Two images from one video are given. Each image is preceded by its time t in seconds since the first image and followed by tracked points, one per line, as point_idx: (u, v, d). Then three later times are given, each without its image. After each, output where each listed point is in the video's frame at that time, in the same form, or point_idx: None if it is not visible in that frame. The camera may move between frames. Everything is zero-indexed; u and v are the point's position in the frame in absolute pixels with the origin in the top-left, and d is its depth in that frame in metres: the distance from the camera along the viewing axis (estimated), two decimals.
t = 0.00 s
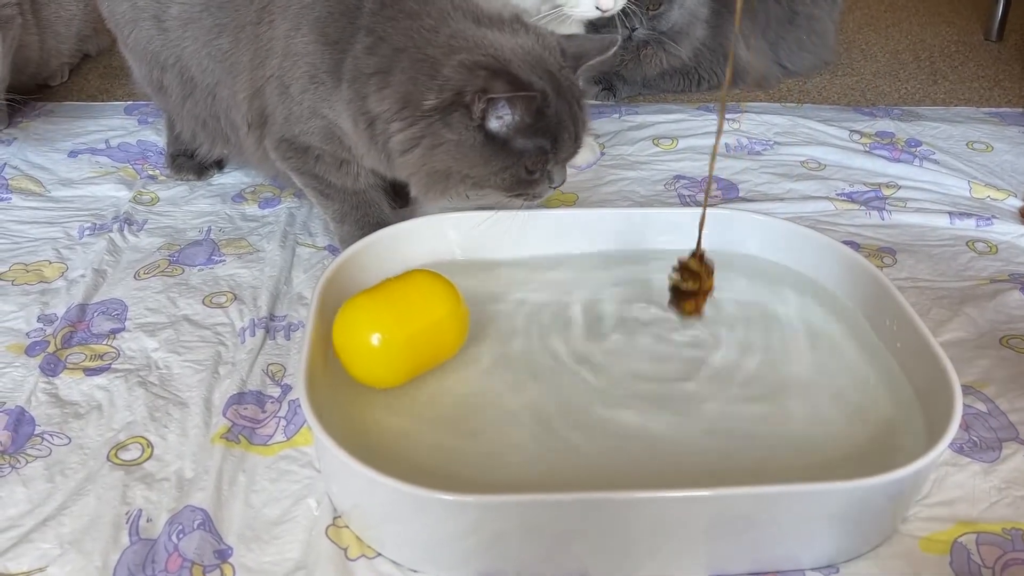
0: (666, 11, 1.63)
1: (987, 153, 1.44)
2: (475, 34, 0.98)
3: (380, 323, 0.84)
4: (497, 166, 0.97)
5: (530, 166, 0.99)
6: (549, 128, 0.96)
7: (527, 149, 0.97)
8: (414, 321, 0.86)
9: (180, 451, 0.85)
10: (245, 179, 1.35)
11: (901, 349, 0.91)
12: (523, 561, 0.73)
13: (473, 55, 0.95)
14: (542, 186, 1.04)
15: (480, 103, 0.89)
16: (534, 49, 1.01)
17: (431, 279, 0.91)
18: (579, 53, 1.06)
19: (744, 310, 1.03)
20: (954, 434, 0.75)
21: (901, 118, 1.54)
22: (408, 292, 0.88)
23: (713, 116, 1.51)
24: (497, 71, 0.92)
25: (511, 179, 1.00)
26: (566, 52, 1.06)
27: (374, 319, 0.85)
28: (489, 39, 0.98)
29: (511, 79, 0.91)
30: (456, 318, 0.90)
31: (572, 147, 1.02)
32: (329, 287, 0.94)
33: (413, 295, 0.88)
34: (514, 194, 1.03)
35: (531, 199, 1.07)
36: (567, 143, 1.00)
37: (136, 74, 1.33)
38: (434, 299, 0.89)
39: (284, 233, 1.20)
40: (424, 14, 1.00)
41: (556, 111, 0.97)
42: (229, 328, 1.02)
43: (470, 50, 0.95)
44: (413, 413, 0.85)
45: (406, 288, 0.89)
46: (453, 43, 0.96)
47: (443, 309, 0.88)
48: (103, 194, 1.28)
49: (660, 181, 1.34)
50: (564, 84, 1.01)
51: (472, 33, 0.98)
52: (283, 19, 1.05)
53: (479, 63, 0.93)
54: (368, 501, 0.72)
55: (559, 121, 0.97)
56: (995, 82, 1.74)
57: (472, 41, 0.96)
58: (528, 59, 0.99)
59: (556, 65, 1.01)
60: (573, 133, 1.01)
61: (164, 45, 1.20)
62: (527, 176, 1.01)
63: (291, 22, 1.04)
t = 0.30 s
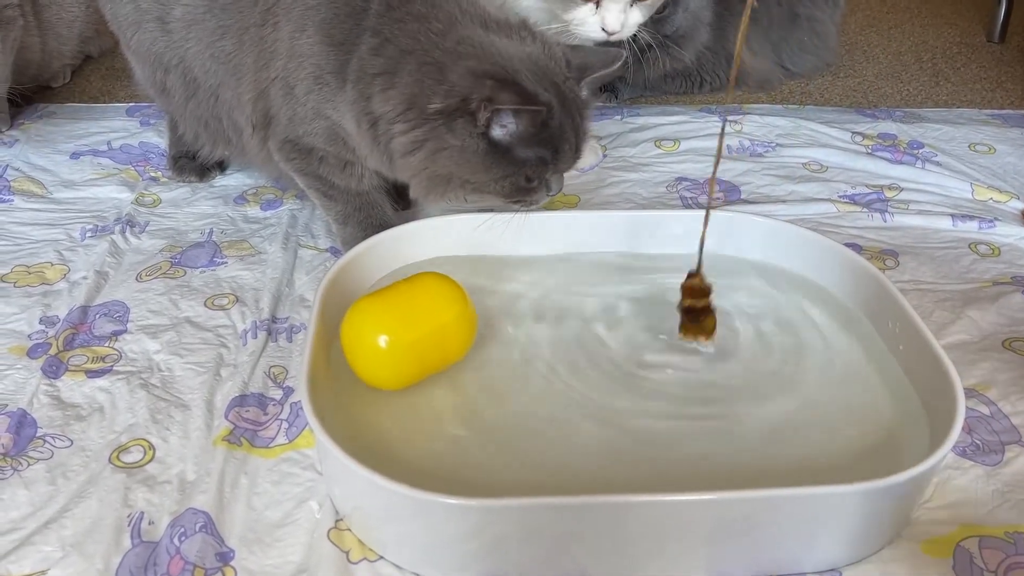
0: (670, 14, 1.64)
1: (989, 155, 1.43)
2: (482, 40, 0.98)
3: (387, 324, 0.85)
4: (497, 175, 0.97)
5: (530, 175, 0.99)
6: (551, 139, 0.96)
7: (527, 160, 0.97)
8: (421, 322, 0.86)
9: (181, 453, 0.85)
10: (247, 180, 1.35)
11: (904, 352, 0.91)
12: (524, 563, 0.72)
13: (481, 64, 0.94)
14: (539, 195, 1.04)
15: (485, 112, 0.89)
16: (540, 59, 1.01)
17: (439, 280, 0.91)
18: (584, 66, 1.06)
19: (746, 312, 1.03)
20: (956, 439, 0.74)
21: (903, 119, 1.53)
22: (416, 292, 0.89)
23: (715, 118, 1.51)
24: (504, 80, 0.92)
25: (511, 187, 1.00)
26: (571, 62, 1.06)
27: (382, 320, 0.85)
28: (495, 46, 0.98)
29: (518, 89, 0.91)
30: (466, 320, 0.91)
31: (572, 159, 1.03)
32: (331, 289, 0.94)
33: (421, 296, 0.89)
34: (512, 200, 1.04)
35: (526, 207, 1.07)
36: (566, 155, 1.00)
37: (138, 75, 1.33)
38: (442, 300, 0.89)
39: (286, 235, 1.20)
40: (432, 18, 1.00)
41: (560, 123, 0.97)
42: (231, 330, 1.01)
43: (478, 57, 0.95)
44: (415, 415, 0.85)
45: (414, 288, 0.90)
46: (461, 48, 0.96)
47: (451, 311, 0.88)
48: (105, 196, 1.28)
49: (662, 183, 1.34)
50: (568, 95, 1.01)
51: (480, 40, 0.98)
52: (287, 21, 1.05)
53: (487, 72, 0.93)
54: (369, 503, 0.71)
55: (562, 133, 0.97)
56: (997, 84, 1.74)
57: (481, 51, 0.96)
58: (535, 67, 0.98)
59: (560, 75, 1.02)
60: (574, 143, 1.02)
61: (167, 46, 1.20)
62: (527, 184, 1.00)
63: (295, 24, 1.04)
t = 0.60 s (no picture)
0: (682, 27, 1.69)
1: (993, 156, 1.43)
2: (512, 50, 0.98)
3: (405, 338, 0.84)
4: (523, 185, 0.99)
5: (544, 186, 1.01)
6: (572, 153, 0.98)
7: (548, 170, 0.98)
8: (439, 336, 0.85)
9: (185, 455, 0.85)
10: (250, 182, 1.35)
11: (908, 355, 0.91)
12: (526, 565, 0.72)
13: (517, 74, 0.95)
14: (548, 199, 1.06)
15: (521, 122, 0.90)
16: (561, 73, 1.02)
17: (460, 295, 0.90)
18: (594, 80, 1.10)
19: (749, 314, 1.03)
20: (960, 443, 0.74)
21: (907, 121, 1.53)
22: (436, 305, 0.88)
23: (718, 119, 1.51)
24: (538, 94, 0.94)
25: (527, 196, 1.02)
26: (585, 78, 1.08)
27: (402, 333, 0.85)
28: (525, 58, 0.98)
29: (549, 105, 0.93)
30: (484, 339, 0.89)
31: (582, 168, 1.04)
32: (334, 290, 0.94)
33: (441, 311, 0.88)
34: (524, 208, 1.05)
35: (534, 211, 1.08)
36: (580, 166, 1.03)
37: (141, 76, 1.33)
38: (461, 315, 0.88)
39: (289, 237, 1.20)
40: (459, 24, 0.99)
41: (581, 138, 0.99)
42: (235, 332, 1.02)
43: (508, 66, 0.95)
44: (418, 417, 0.85)
45: (433, 301, 0.89)
46: (493, 57, 0.96)
47: (470, 326, 0.87)
48: (108, 197, 1.28)
49: (665, 184, 1.34)
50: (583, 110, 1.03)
51: (512, 52, 0.98)
52: (292, 25, 1.05)
53: (523, 83, 0.94)
54: (371, 504, 0.71)
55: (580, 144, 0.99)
56: (1001, 85, 1.74)
57: (515, 61, 0.97)
58: (560, 82, 1.01)
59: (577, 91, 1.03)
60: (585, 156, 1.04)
61: (168, 45, 1.20)
62: (540, 194, 1.04)
63: (300, 29, 1.04)
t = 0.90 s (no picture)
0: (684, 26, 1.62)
1: (997, 155, 1.43)
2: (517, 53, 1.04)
3: (416, 337, 0.84)
4: (534, 182, 1.03)
5: (559, 183, 1.05)
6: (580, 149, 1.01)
7: (559, 166, 1.01)
8: (448, 335, 0.86)
9: (190, 454, 0.85)
10: (253, 181, 1.35)
11: (912, 353, 0.91)
12: (529, 565, 0.72)
13: (518, 75, 1.01)
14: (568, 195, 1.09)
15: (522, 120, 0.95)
16: (567, 71, 1.07)
17: (470, 294, 0.90)
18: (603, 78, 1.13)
19: (753, 313, 1.02)
20: (964, 441, 0.74)
21: (911, 119, 1.53)
22: (448, 304, 0.88)
23: (722, 118, 1.51)
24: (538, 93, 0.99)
25: (544, 195, 1.05)
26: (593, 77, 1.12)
27: (412, 332, 0.85)
28: (530, 60, 1.03)
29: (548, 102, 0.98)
30: (495, 336, 0.89)
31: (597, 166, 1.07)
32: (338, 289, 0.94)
33: (453, 310, 0.88)
34: (546, 209, 1.09)
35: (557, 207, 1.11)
36: (594, 163, 1.05)
37: (143, 75, 1.33)
38: (472, 314, 0.88)
39: (293, 236, 1.20)
40: (469, 30, 1.04)
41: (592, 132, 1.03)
42: (239, 330, 1.02)
43: (510, 69, 1.01)
44: (423, 415, 0.85)
45: (444, 301, 0.89)
46: (497, 60, 1.02)
47: (483, 326, 0.88)
48: (112, 196, 1.28)
49: (669, 183, 1.34)
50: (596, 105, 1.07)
51: (517, 54, 1.03)
52: (300, 27, 1.06)
53: (524, 84, 1.00)
54: (375, 503, 0.72)
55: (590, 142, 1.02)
56: (1005, 84, 1.73)
57: (517, 62, 1.02)
58: (568, 77, 1.06)
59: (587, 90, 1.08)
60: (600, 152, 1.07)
61: (170, 44, 1.20)
62: (556, 192, 1.07)
63: (310, 31, 1.05)
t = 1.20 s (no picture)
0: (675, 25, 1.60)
1: (1002, 152, 1.43)
2: (519, 57, 1.06)
3: (428, 344, 0.83)
4: (535, 184, 1.06)
5: (563, 184, 1.08)
6: (581, 149, 1.05)
7: (561, 168, 1.05)
8: (461, 341, 0.84)
9: (197, 451, 0.86)
10: (259, 181, 1.36)
11: (915, 351, 0.91)
12: (535, 562, 0.73)
13: (519, 80, 1.03)
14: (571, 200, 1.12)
15: (522, 123, 0.99)
16: (569, 74, 1.10)
17: (484, 302, 0.88)
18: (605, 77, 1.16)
19: (756, 310, 1.03)
20: (967, 439, 0.74)
21: (915, 117, 1.53)
22: (458, 313, 0.86)
23: (727, 116, 1.52)
24: (536, 95, 1.02)
25: (548, 195, 1.08)
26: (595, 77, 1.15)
27: (423, 339, 0.83)
28: (530, 64, 1.06)
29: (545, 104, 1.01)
30: (502, 343, 0.87)
31: (600, 166, 1.10)
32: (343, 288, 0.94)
33: (465, 317, 0.86)
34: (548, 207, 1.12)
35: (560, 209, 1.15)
36: (595, 163, 1.09)
37: (149, 74, 1.33)
38: (484, 323, 0.87)
39: (299, 234, 1.20)
40: (476, 35, 1.06)
41: (590, 133, 1.06)
42: (245, 329, 1.02)
43: (510, 72, 1.04)
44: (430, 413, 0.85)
45: (455, 309, 0.87)
46: (499, 66, 1.04)
47: (495, 334, 0.86)
48: (119, 196, 1.29)
49: (673, 182, 1.34)
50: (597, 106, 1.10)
51: (520, 60, 1.06)
52: (313, 30, 1.06)
53: (522, 87, 1.02)
54: (382, 500, 0.72)
55: (590, 143, 1.06)
56: (1009, 81, 1.73)
57: (518, 67, 1.05)
58: (567, 79, 1.09)
59: (588, 91, 1.10)
60: (602, 151, 1.10)
61: (176, 44, 1.21)
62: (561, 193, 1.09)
63: (322, 34, 1.06)
